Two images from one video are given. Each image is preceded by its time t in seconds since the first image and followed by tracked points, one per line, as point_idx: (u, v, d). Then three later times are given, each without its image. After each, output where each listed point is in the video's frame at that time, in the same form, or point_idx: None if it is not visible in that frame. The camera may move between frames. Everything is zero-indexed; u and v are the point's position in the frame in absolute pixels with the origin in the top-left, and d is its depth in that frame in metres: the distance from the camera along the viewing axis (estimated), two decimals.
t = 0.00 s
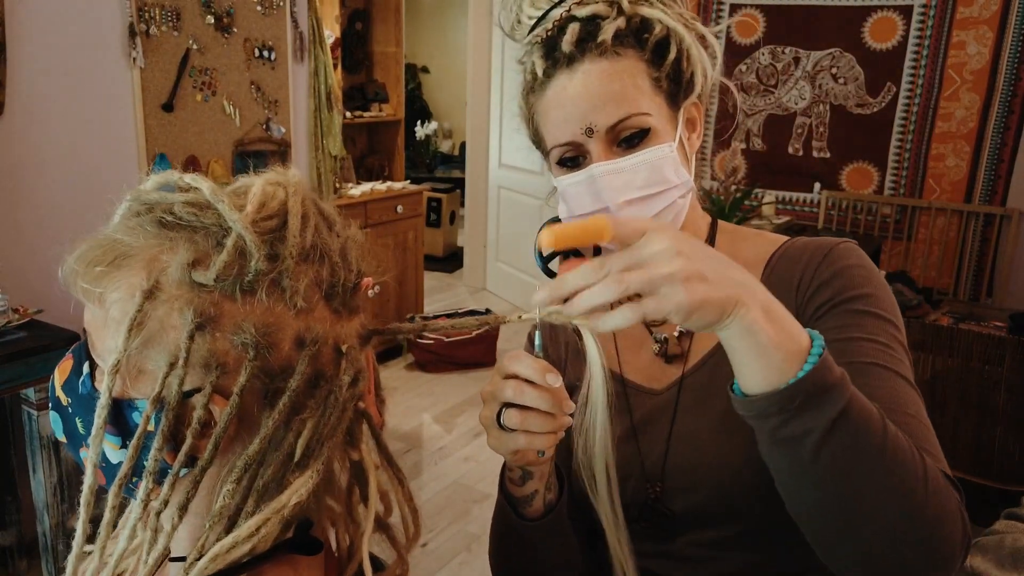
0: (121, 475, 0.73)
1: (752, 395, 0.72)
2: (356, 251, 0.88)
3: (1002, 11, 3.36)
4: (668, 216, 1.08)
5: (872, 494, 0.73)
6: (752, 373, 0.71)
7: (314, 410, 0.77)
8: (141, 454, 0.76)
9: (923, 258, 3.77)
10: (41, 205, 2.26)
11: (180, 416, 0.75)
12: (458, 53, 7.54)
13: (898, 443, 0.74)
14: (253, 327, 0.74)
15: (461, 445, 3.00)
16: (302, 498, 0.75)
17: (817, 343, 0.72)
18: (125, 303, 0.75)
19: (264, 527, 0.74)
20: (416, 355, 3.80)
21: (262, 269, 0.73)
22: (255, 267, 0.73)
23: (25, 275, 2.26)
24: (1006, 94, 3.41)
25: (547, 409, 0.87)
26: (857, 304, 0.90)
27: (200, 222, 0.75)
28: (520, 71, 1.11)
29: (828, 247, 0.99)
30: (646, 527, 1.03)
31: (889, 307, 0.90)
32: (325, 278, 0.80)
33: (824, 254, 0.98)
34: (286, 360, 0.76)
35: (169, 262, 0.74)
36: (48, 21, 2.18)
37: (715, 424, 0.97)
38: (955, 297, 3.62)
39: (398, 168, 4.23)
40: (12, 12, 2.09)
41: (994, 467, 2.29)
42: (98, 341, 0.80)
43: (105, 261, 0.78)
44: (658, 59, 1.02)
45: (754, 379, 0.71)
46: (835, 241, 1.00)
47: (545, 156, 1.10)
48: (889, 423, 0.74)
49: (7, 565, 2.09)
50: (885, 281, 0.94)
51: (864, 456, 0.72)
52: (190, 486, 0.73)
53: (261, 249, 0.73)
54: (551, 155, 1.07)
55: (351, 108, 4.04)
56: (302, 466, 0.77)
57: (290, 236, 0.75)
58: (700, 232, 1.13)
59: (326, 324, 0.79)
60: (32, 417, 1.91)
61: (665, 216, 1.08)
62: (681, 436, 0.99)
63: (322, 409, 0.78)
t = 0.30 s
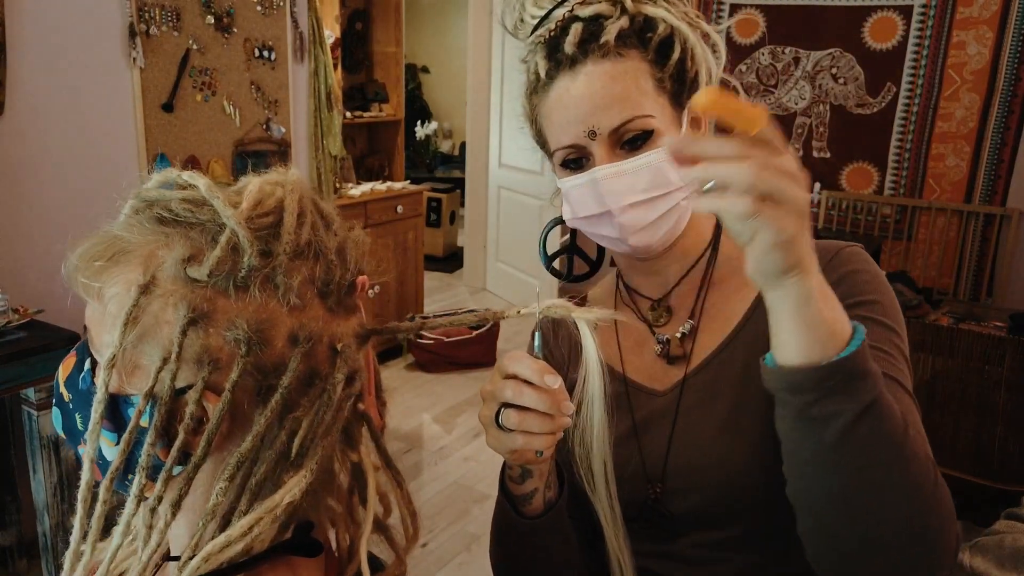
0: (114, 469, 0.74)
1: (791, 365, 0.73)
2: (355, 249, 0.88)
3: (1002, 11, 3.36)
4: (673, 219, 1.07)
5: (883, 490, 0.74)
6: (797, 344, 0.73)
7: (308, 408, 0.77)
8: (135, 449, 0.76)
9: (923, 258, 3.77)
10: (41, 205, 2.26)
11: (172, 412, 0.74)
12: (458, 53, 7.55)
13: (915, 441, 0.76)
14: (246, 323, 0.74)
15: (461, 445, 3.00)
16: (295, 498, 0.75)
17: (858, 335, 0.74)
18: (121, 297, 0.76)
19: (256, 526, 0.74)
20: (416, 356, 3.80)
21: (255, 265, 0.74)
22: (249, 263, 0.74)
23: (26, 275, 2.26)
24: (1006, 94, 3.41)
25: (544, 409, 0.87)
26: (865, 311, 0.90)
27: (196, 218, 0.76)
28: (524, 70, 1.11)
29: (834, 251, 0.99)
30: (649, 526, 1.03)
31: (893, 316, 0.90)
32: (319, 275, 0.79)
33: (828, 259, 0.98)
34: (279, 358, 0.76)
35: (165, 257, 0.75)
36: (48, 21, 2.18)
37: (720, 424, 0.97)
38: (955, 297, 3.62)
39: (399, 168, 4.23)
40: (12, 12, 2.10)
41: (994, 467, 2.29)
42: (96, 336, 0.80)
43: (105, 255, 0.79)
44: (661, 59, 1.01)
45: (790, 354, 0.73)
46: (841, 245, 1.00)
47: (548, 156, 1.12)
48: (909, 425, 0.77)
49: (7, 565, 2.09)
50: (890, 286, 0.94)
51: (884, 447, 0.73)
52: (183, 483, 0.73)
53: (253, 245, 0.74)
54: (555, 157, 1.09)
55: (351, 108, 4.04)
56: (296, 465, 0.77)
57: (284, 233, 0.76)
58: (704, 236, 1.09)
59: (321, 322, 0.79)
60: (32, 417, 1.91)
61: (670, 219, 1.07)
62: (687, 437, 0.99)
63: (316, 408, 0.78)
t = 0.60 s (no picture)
0: (110, 470, 0.74)
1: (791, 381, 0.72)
2: (350, 248, 0.88)
3: (1002, 11, 3.36)
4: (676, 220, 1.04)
5: (893, 497, 0.74)
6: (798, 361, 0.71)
7: (305, 407, 0.77)
8: (132, 449, 0.76)
9: (923, 258, 3.77)
10: (41, 204, 2.26)
11: (168, 412, 0.74)
12: (458, 53, 7.55)
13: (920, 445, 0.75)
14: (241, 322, 0.74)
15: (461, 445, 3.00)
16: (292, 497, 0.75)
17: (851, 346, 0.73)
18: (117, 298, 0.75)
19: (253, 526, 0.73)
20: (416, 355, 3.80)
21: (249, 263, 0.74)
22: (242, 262, 0.73)
23: (25, 275, 2.26)
24: (1006, 94, 3.42)
25: (544, 414, 0.87)
26: (869, 313, 0.89)
27: (190, 218, 0.76)
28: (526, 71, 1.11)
29: (837, 253, 0.99)
30: (651, 527, 1.03)
31: (899, 317, 0.90)
32: (315, 274, 0.79)
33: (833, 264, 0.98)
34: (274, 356, 0.76)
35: (160, 258, 0.75)
36: (49, 21, 2.19)
37: (724, 425, 0.97)
38: (955, 297, 3.62)
39: (399, 168, 4.23)
40: (13, 13, 2.10)
41: (994, 467, 2.29)
42: (93, 338, 0.80)
43: (101, 257, 0.79)
44: (665, 59, 1.01)
45: (790, 370, 0.72)
46: (844, 246, 1.00)
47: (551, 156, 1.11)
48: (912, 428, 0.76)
49: (7, 565, 2.09)
50: (893, 288, 0.94)
51: (887, 456, 0.73)
52: (179, 482, 0.73)
53: (248, 244, 0.74)
54: (557, 158, 1.07)
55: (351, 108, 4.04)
56: (294, 463, 0.77)
57: (279, 231, 0.76)
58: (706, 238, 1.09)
59: (317, 321, 0.79)
60: (32, 417, 1.91)
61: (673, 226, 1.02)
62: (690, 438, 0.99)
63: (313, 406, 0.78)
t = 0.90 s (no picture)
0: (110, 473, 0.73)
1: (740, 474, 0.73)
2: (348, 248, 0.88)
3: (1002, 11, 3.36)
4: (680, 217, 1.08)
5: (852, 557, 0.75)
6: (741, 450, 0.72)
7: (305, 408, 0.77)
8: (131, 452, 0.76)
9: (923, 259, 3.77)
10: (41, 204, 2.26)
11: (168, 415, 0.74)
12: (458, 52, 7.54)
13: (872, 504, 0.76)
14: (241, 323, 0.73)
15: (461, 446, 3.00)
16: (292, 499, 0.75)
17: (788, 429, 0.75)
18: (115, 301, 0.75)
19: (254, 527, 0.73)
20: (416, 356, 3.80)
21: (247, 265, 0.73)
22: (241, 263, 0.73)
23: (24, 275, 2.26)
24: (1006, 94, 3.42)
25: (542, 423, 0.86)
26: (876, 334, 0.88)
27: (188, 219, 0.76)
28: (528, 73, 1.10)
29: (846, 264, 0.96)
30: (651, 529, 1.03)
31: (905, 336, 0.88)
32: (314, 275, 0.79)
33: (838, 277, 0.95)
34: (274, 358, 0.76)
35: (157, 260, 0.74)
36: (48, 21, 2.18)
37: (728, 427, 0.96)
38: (955, 297, 3.62)
39: (399, 168, 4.23)
40: (13, 13, 2.09)
41: (994, 467, 2.29)
42: (91, 341, 0.79)
43: (95, 260, 0.77)
44: (664, 57, 1.00)
45: (734, 465, 0.73)
46: (854, 257, 0.97)
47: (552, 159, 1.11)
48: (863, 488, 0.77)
49: (7, 565, 2.09)
50: (898, 299, 0.92)
51: (838, 525, 0.74)
52: (179, 485, 0.73)
53: (246, 245, 0.74)
54: (559, 161, 1.08)
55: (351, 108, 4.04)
56: (294, 465, 0.77)
57: (277, 232, 0.75)
58: (713, 236, 1.12)
59: (317, 321, 0.79)
60: (32, 417, 1.90)
61: (676, 219, 1.09)
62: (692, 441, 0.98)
63: (313, 408, 0.77)
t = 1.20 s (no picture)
0: (115, 480, 0.73)
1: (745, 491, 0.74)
2: (345, 247, 0.88)
3: (1002, 11, 3.36)
4: (686, 218, 1.09)
5: (847, 554, 0.76)
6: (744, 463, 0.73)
7: (309, 409, 0.77)
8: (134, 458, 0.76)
9: (923, 259, 3.77)
10: (41, 204, 2.26)
11: (172, 421, 0.74)
12: (457, 52, 7.54)
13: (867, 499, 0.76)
14: (244, 328, 0.73)
15: (461, 446, 3.00)
16: (296, 498, 0.74)
17: (786, 429, 0.74)
18: (114, 308, 0.74)
19: (259, 527, 0.73)
20: (416, 356, 3.79)
21: (249, 269, 0.73)
22: (243, 267, 0.73)
23: (24, 275, 2.25)
24: (1006, 94, 3.42)
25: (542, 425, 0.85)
26: (873, 326, 0.88)
27: (186, 224, 0.75)
28: (534, 70, 1.10)
29: (846, 257, 0.95)
30: (652, 528, 1.03)
31: (903, 329, 0.88)
32: (314, 275, 0.79)
33: (839, 269, 0.94)
34: (278, 360, 0.76)
35: (156, 265, 0.74)
36: (48, 21, 2.18)
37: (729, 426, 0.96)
38: (955, 297, 3.62)
39: (398, 168, 4.22)
40: (12, 13, 2.09)
41: (994, 467, 2.29)
42: (88, 348, 0.79)
43: (91, 267, 0.77)
44: (672, 57, 1.00)
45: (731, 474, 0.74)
46: (854, 250, 0.97)
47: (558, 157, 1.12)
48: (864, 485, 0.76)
49: (7, 565, 2.08)
50: (898, 292, 0.92)
51: (835, 525, 0.75)
52: (184, 489, 0.72)
53: (247, 249, 0.73)
54: (565, 158, 1.09)
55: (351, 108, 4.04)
56: (297, 465, 0.77)
57: (277, 235, 0.75)
58: (714, 237, 1.11)
59: (318, 321, 0.79)
60: (32, 417, 1.90)
61: (682, 219, 1.09)
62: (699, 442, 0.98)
63: (317, 409, 0.78)
